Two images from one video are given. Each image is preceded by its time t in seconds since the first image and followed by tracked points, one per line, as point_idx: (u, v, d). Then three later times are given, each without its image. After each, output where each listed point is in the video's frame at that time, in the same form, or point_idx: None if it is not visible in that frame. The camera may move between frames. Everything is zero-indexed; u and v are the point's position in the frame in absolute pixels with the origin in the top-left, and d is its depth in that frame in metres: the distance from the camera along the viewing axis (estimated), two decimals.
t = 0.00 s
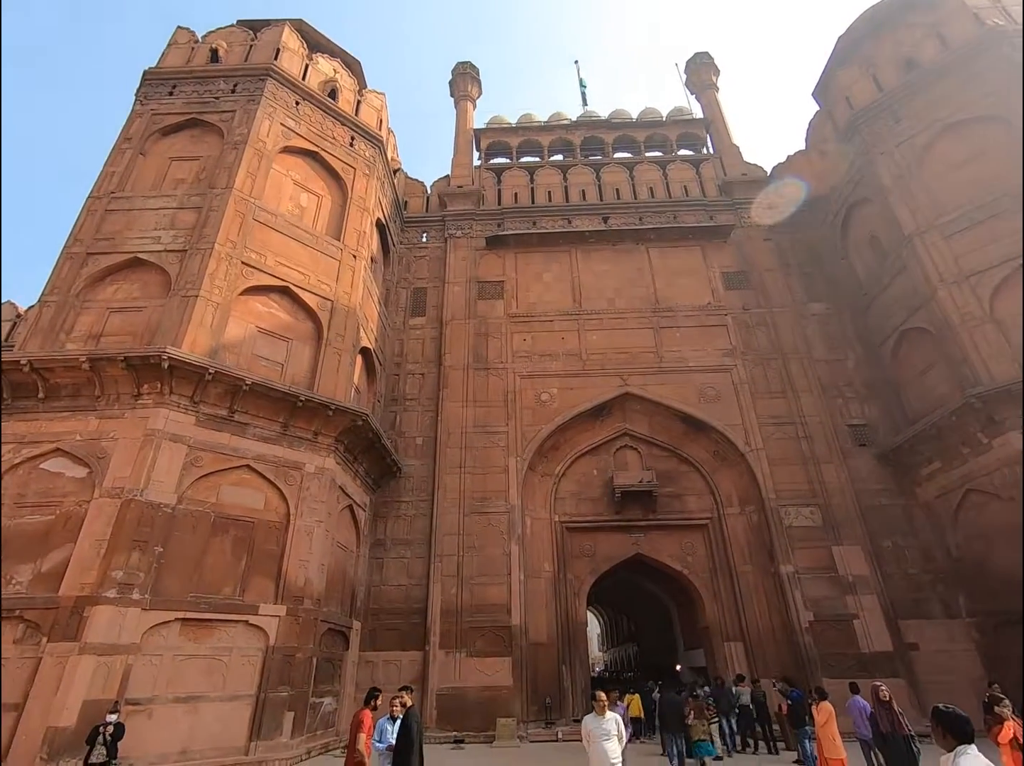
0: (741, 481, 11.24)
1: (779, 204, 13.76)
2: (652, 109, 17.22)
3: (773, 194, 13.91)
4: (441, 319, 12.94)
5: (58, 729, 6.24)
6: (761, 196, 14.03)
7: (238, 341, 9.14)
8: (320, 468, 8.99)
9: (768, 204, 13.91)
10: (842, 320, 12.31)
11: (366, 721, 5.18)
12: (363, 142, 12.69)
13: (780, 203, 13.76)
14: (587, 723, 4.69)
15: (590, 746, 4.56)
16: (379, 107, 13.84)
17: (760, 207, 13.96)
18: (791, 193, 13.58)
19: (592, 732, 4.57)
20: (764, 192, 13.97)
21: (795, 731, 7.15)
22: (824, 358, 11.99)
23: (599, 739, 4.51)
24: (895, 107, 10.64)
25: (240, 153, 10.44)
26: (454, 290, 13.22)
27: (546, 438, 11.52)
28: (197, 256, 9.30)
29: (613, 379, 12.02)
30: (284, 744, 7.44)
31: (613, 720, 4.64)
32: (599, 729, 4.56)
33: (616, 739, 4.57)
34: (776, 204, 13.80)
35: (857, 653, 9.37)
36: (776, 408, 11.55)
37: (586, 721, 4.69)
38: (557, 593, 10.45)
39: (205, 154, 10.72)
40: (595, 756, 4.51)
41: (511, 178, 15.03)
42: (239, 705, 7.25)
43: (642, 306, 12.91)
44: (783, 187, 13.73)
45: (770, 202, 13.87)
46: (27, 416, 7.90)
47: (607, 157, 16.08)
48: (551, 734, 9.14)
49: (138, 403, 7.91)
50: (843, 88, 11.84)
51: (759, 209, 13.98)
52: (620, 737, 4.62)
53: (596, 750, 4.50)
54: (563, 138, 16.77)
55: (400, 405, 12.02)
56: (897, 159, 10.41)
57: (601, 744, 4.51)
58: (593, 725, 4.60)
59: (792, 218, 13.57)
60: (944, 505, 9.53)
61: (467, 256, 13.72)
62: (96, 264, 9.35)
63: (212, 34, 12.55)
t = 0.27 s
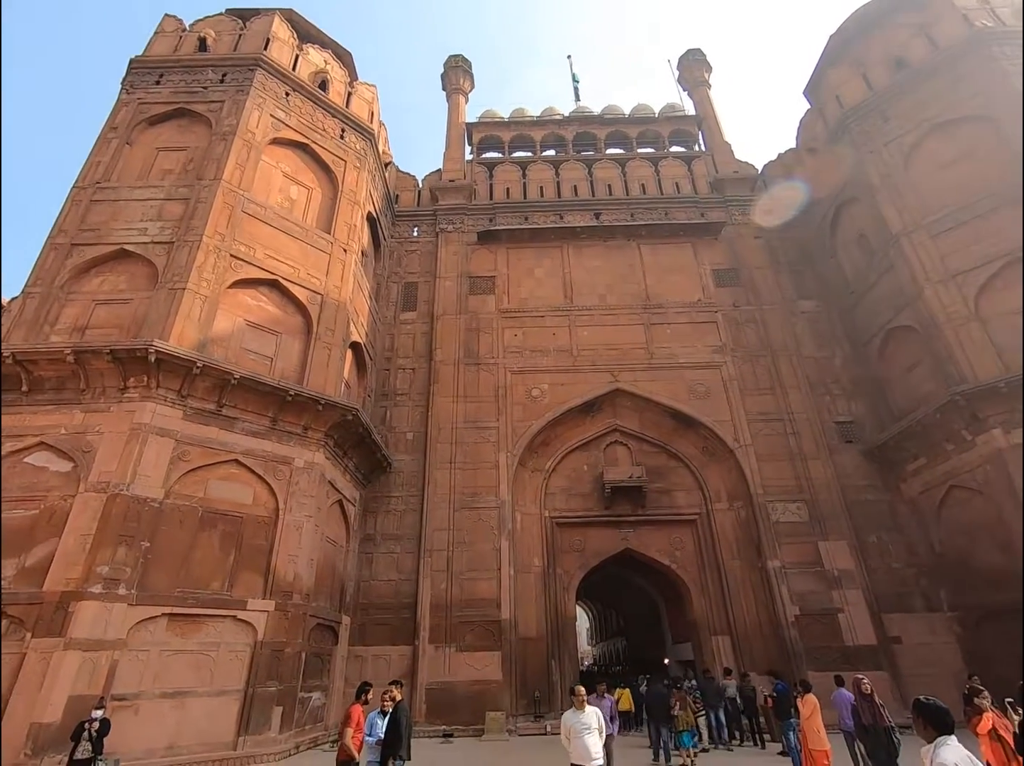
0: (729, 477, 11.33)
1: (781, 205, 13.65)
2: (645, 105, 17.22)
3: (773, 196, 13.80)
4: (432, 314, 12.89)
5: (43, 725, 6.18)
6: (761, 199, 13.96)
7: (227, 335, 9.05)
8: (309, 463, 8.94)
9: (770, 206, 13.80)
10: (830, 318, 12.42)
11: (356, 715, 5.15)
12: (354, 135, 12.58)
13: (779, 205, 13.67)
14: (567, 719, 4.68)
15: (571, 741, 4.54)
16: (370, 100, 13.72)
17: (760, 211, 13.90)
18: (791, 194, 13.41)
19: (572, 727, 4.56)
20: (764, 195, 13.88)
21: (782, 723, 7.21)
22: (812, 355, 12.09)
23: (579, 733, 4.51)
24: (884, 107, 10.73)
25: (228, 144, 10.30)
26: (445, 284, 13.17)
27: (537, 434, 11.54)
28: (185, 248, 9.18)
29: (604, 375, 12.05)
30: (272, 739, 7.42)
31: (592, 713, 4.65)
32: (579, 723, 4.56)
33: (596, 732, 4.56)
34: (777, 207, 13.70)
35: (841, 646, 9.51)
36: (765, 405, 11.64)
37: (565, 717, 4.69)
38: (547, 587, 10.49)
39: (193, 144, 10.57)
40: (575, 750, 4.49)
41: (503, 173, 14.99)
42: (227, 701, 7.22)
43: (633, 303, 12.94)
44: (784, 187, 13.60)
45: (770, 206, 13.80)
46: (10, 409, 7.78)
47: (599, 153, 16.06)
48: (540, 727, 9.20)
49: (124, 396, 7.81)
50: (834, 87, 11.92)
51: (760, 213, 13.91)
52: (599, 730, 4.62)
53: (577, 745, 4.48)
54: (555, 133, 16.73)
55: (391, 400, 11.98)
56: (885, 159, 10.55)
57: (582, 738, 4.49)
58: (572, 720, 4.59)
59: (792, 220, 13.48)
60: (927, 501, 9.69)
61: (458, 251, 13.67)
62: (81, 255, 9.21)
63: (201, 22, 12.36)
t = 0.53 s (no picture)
0: (724, 473, 11.37)
1: (787, 205, 13.34)
2: (643, 101, 17.18)
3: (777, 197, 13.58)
4: (429, 309, 12.86)
5: (36, 719, 6.17)
6: (765, 201, 13.82)
7: (222, 328, 9.01)
8: (305, 458, 8.92)
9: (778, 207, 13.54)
10: (825, 316, 12.46)
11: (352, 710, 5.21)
12: (351, 128, 12.51)
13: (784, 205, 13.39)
14: (555, 713, 4.63)
15: (558, 736, 4.51)
16: (367, 93, 13.64)
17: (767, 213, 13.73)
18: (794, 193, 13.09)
19: (560, 722, 4.52)
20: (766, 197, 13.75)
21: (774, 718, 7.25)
22: (807, 352, 12.14)
23: (567, 728, 4.47)
24: (881, 106, 10.74)
25: (224, 136, 10.23)
26: (442, 280, 13.15)
27: (533, 430, 11.55)
28: (180, 241, 9.13)
29: (600, 371, 12.07)
30: (267, 733, 7.43)
31: (581, 709, 4.60)
32: (567, 719, 4.51)
33: (584, 728, 4.52)
34: (784, 207, 13.41)
35: (833, 642, 9.59)
36: (760, 402, 11.68)
37: (554, 712, 4.63)
38: (542, 583, 10.53)
39: (188, 136, 10.49)
40: (562, 745, 4.47)
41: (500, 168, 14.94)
42: (222, 694, 7.23)
43: (630, 299, 12.94)
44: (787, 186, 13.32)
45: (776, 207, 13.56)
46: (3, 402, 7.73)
47: (597, 149, 16.02)
48: (534, 721, 9.26)
49: (118, 390, 7.77)
50: (832, 86, 11.95)
51: (767, 216, 13.77)
52: (588, 725, 4.58)
53: (564, 741, 4.45)
54: (553, 128, 16.68)
55: (387, 395, 11.96)
56: (881, 158, 10.56)
57: (569, 733, 4.46)
58: (561, 715, 4.54)
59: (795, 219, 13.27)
60: (920, 498, 9.77)
61: (455, 246, 13.64)
62: (74, 247, 9.14)
63: (196, 13, 12.25)
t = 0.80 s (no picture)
0: (719, 471, 11.41)
1: (790, 205, 13.24)
2: (642, 97, 17.15)
3: (781, 196, 13.51)
4: (425, 305, 12.84)
5: (30, 713, 6.15)
6: (769, 201, 13.77)
7: (217, 323, 8.97)
8: (300, 453, 8.91)
9: (782, 207, 13.46)
10: (821, 314, 12.50)
11: (345, 704, 5.18)
12: (348, 122, 12.44)
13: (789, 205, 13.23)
14: (549, 713, 4.51)
15: (551, 736, 4.38)
16: (364, 87, 13.56)
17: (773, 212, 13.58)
18: (797, 192, 13.01)
19: (553, 721, 4.39)
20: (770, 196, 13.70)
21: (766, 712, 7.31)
22: (803, 350, 12.17)
23: (562, 728, 4.34)
24: (879, 104, 10.76)
25: (220, 129, 10.16)
26: (438, 275, 13.12)
27: (528, 426, 11.56)
28: (175, 234, 9.07)
29: (596, 368, 12.08)
30: (261, 727, 7.45)
31: (575, 709, 4.47)
32: (562, 718, 4.38)
33: (578, 729, 4.41)
34: (786, 207, 13.32)
35: (826, 638, 9.65)
36: (755, 400, 11.71)
37: (548, 711, 4.51)
38: (537, 579, 10.56)
39: (184, 129, 10.41)
40: (555, 745, 4.33)
41: (498, 164, 14.90)
42: (216, 689, 7.23)
43: (627, 296, 12.94)
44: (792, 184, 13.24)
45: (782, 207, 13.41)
46: None
47: (595, 145, 15.98)
48: (528, 716, 9.30)
49: (112, 384, 7.74)
50: (830, 84, 11.94)
51: (769, 216, 13.71)
52: (582, 726, 4.46)
53: (557, 741, 4.32)
54: (551, 124, 16.63)
55: (383, 391, 11.94)
56: (879, 156, 10.56)
57: (563, 734, 4.33)
58: (555, 714, 4.41)
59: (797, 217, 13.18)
60: (913, 496, 9.84)
61: (452, 241, 13.61)
62: (69, 240, 9.07)
63: (192, 4, 12.14)
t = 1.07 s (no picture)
0: (714, 468, 11.45)
1: (792, 205, 13.03)
2: (639, 94, 17.12)
3: (781, 196, 13.37)
4: (421, 300, 12.81)
5: (23, 708, 6.13)
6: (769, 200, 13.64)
7: (212, 318, 8.92)
8: (295, 448, 8.89)
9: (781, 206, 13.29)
10: (816, 313, 12.55)
11: (337, 700, 5.19)
12: (344, 116, 12.37)
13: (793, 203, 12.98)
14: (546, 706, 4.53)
15: (547, 729, 4.41)
16: (361, 81, 13.48)
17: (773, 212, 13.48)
18: (798, 192, 12.89)
19: (550, 715, 4.42)
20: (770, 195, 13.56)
21: (758, 708, 7.36)
22: (798, 349, 12.21)
23: (557, 723, 4.36)
24: (876, 103, 10.78)
25: (215, 122, 10.08)
26: (435, 271, 13.09)
27: (524, 423, 11.57)
28: (170, 228, 9.01)
29: (592, 365, 12.09)
30: (256, 722, 7.45)
31: (573, 704, 4.47)
32: (557, 713, 4.40)
33: (574, 725, 4.42)
34: (785, 206, 13.16)
35: (818, 635, 9.72)
36: (750, 398, 11.75)
37: (546, 705, 4.52)
38: (532, 575, 10.59)
39: (179, 122, 10.33)
40: (550, 740, 4.38)
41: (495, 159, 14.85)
42: (210, 684, 7.23)
43: (623, 293, 12.95)
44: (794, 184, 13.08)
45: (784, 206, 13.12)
46: None
47: (592, 142, 15.95)
48: (522, 711, 9.34)
49: (106, 378, 7.69)
50: (827, 82, 11.93)
51: (768, 215, 13.60)
52: (579, 722, 4.47)
53: (552, 735, 4.35)
54: (548, 120, 16.59)
55: (378, 387, 11.92)
56: (875, 156, 10.57)
57: (559, 728, 4.36)
58: (552, 709, 4.43)
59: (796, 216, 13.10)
60: (905, 494, 9.91)
61: (449, 237, 13.58)
62: (61, 233, 8.99)
63: None
